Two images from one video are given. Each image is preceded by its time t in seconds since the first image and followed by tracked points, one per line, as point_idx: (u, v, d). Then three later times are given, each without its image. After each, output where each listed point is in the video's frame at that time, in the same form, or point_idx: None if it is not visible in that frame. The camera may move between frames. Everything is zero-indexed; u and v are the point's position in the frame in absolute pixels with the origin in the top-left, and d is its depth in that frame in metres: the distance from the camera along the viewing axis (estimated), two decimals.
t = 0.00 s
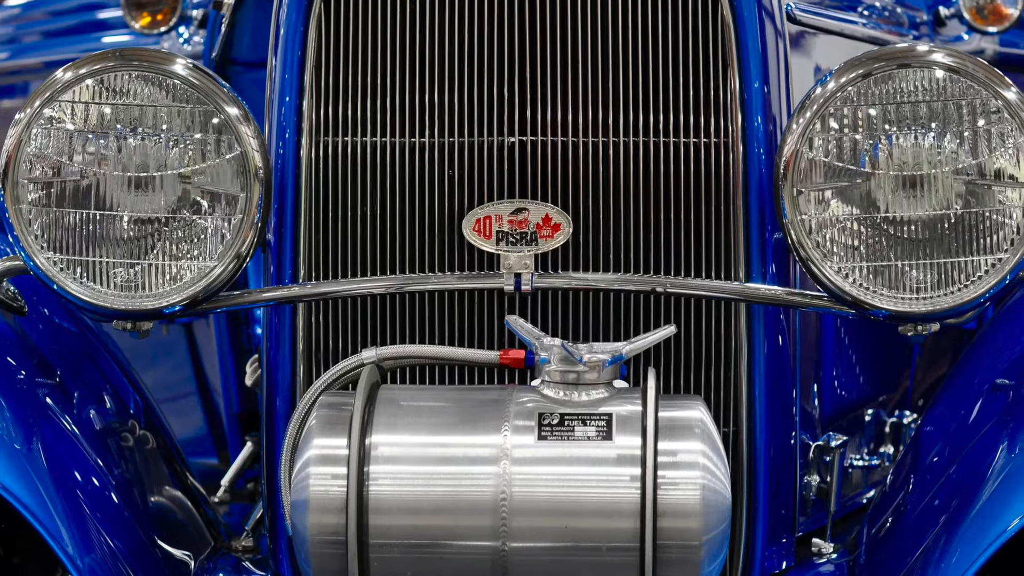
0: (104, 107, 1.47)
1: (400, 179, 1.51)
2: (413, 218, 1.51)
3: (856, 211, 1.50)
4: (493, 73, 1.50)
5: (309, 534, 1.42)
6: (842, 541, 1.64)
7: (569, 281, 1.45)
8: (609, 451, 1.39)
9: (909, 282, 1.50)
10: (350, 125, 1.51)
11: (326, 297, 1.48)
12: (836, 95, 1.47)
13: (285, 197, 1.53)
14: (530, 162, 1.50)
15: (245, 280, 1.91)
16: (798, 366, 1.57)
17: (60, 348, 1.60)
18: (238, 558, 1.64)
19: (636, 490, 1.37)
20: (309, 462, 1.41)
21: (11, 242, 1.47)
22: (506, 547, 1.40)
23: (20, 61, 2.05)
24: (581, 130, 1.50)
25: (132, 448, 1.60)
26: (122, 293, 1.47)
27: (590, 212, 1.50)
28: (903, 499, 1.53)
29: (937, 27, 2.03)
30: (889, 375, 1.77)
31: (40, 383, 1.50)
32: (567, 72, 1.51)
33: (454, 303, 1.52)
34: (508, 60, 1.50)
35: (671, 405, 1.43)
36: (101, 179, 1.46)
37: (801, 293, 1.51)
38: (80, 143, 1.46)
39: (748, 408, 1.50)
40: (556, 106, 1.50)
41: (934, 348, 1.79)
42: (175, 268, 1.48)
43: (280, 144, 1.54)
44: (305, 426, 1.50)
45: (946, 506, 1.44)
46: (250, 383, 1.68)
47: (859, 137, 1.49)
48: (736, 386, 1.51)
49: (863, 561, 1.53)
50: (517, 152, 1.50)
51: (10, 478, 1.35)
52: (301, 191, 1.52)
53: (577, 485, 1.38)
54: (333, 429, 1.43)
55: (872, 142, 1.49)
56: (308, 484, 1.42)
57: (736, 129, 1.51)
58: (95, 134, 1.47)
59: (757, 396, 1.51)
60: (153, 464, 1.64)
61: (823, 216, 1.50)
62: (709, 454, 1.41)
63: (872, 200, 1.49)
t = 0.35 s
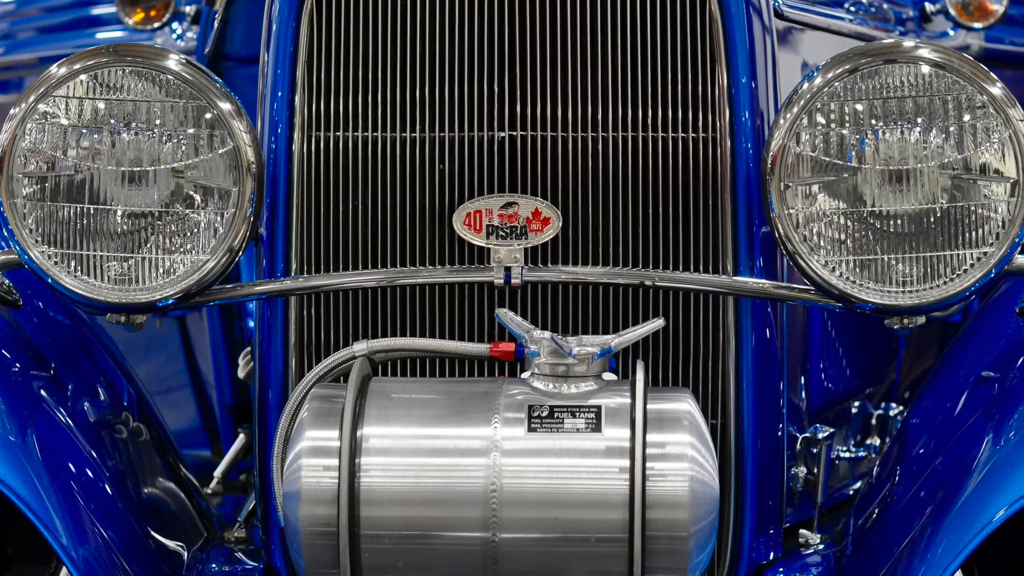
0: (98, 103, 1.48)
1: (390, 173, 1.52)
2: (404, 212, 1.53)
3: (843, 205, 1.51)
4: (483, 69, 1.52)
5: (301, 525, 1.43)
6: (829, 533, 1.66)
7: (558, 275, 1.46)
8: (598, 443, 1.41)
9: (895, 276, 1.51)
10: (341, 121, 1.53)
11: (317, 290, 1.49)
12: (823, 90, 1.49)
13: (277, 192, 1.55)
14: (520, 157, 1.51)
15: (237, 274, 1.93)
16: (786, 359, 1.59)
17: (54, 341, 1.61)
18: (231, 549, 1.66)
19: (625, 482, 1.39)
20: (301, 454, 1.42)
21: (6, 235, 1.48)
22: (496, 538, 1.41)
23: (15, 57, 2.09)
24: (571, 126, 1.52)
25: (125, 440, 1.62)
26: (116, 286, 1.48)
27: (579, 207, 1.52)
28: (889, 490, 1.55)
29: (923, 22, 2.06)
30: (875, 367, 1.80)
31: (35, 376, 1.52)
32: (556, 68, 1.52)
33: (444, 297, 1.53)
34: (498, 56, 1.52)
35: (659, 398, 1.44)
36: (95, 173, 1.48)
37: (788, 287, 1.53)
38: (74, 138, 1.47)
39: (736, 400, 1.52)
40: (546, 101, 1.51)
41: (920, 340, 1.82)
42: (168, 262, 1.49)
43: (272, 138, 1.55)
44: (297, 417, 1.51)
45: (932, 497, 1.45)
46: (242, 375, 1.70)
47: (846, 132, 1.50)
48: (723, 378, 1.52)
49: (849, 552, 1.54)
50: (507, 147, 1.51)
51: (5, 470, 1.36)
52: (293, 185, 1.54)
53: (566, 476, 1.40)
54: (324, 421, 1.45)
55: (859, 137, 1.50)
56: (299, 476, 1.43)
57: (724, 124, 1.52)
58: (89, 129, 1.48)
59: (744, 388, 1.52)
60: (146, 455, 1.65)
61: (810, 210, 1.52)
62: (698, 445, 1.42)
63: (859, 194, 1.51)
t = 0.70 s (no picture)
0: (92, 98, 1.49)
1: (382, 168, 1.54)
2: (395, 207, 1.54)
3: (830, 199, 1.52)
4: (473, 64, 1.53)
5: (293, 517, 1.44)
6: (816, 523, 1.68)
7: (548, 269, 1.47)
8: (588, 435, 1.42)
9: (881, 269, 1.53)
10: (333, 116, 1.54)
11: (309, 284, 1.51)
12: (811, 85, 1.50)
13: (270, 185, 1.56)
14: (510, 152, 1.53)
15: (229, 267, 1.95)
16: (773, 351, 1.60)
17: (49, 334, 1.63)
18: (224, 540, 1.68)
19: (614, 473, 1.40)
20: (293, 446, 1.43)
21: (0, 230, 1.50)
22: (486, 529, 1.42)
23: (9, 54, 2.13)
24: (560, 120, 1.53)
25: (119, 432, 1.63)
26: (110, 280, 1.49)
27: (569, 201, 1.53)
28: (875, 482, 1.56)
29: (909, 19, 2.16)
30: (861, 360, 1.84)
31: (29, 368, 1.53)
32: (545, 64, 1.53)
33: (435, 290, 1.55)
34: (489, 51, 1.53)
35: (648, 390, 1.46)
36: (89, 168, 1.49)
37: (776, 280, 1.54)
38: (68, 133, 1.49)
39: (724, 392, 1.54)
40: (536, 97, 1.53)
41: (907, 333, 1.90)
42: (161, 256, 1.51)
43: (265, 133, 1.57)
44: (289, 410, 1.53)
45: (918, 488, 1.47)
46: (235, 368, 1.71)
47: (833, 127, 1.51)
48: (712, 370, 1.54)
49: (836, 544, 1.56)
50: (497, 142, 1.52)
51: None
52: (285, 178, 1.55)
53: (556, 468, 1.41)
54: (316, 413, 1.46)
55: (846, 132, 1.51)
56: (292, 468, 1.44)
57: (712, 119, 1.53)
58: (83, 124, 1.49)
59: (732, 379, 1.54)
60: (140, 447, 1.67)
61: (798, 204, 1.53)
62: (686, 437, 1.44)
63: (845, 189, 1.52)
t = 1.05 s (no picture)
0: (86, 93, 1.50)
1: (373, 163, 1.55)
2: (387, 201, 1.55)
3: (817, 193, 1.54)
4: (464, 60, 1.55)
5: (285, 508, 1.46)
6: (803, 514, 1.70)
7: (538, 263, 1.49)
8: (577, 427, 1.44)
9: (869, 263, 1.54)
10: (327, 111, 1.56)
11: (301, 278, 1.52)
12: (798, 81, 1.51)
13: (262, 180, 1.58)
14: (501, 147, 1.54)
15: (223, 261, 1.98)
16: (761, 345, 1.61)
17: (43, 327, 1.64)
18: (217, 532, 1.71)
19: (603, 465, 1.42)
20: (285, 438, 1.44)
21: None
22: (477, 520, 1.44)
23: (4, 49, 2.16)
24: (549, 115, 1.55)
25: (113, 425, 1.65)
26: (103, 273, 1.51)
27: (558, 195, 1.55)
28: (862, 474, 1.58)
29: (896, 15, 2.17)
30: (848, 353, 1.86)
31: (24, 361, 1.55)
32: (535, 59, 1.55)
33: (425, 284, 1.56)
34: (479, 47, 1.55)
35: (637, 382, 1.47)
36: (83, 163, 1.50)
37: (764, 274, 1.55)
38: (63, 128, 1.49)
39: (712, 384, 1.55)
40: (527, 92, 1.54)
41: (894, 324, 1.92)
42: (155, 250, 1.52)
43: (257, 129, 1.59)
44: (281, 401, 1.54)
45: (905, 480, 1.48)
46: (228, 361, 1.75)
47: (820, 122, 1.53)
48: (700, 364, 1.55)
49: (823, 535, 1.57)
50: (488, 137, 1.54)
51: None
52: (278, 172, 1.57)
53: (546, 460, 1.42)
54: (308, 406, 1.47)
55: (832, 127, 1.53)
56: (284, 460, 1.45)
57: (700, 114, 1.55)
58: (77, 119, 1.50)
59: (721, 372, 1.55)
60: (134, 439, 1.68)
61: (785, 198, 1.54)
62: (674, 429, 1.45)
63: (832, 183, 1.53)
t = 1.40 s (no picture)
0: (80, 89, 1.51)
1: (365, 157, 1.56)
2: (378, 196, 1.57)
3: (805, 187, 1.54)
4: (454, 56, 1.56)
5: (278, 500, 1.47)
6: (790, 506, 1.72)
7: (527, 256, 1.50)
8: (567, 419, 1.45)
9: (855, 257, 1.56)
10: (319, 107, 1.57)
11: (293, 271, 1.53)
12: (786, 77, 1.52)
13: (254, 174, 1.59)
14: (491, 141, 1.55)
15: (216, 254, 2.00)
16: (749, 338, 1.63)
17: (38, 320, 1.66)
18: (210, 523, 1.73)
19: (592, 457, 1.43)
20: (278, 430, 1.46)
21: None
22: (467, 512, 1.45)
23: None
24: (539, 111, 1.56)
25: (107, 417, 1.66)
26: (98, 267, 1.52)
27: (548, 190, 1.56)
28: (849, 465, 1.59)
29: (882, 11, 2.16)
30: (835, 346, 1.88)
31: (19, 354, 1.56)
32: (526, 55, 1.56)
33: (416, 277, 1.58)
34: (469, 43, 1.56)
35: (626, 375, 1.49)
36: (77, 158, 1.51)
37: (753, 268, 1.57)
38: (57, 123, 1.50)
39: (700, 376, 1.57)
40: (518, 88, 1.56)
41: (881, 319, 1.96)
42: (148, 243, 1.53)
43: (251, 124, 1.60)
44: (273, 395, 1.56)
45: (891, 472, 1.50)
46: (221, 354, 1.75)
47: (807, 117, 1.53)
48: (688, 357, 1.57)
49: (811, 526, 1.59)
50: (479, 132, 1.55)
51: None
52: (270, 166, 1.58)
53: (535, 452, 1.44)
54: (300, 398, 1.48)
55: (820, 122, 1.53)
56: (276, 453, 1.47)
57: (688, 110, 1.56)
58: (71, 114, 1.51)
59: (708, 365, 1.57)
60: (128, 432, 1.70)
61: (773, 193, 1.55)
62: (663, 422, 1.47)
63: (820, 178, 1.54)
